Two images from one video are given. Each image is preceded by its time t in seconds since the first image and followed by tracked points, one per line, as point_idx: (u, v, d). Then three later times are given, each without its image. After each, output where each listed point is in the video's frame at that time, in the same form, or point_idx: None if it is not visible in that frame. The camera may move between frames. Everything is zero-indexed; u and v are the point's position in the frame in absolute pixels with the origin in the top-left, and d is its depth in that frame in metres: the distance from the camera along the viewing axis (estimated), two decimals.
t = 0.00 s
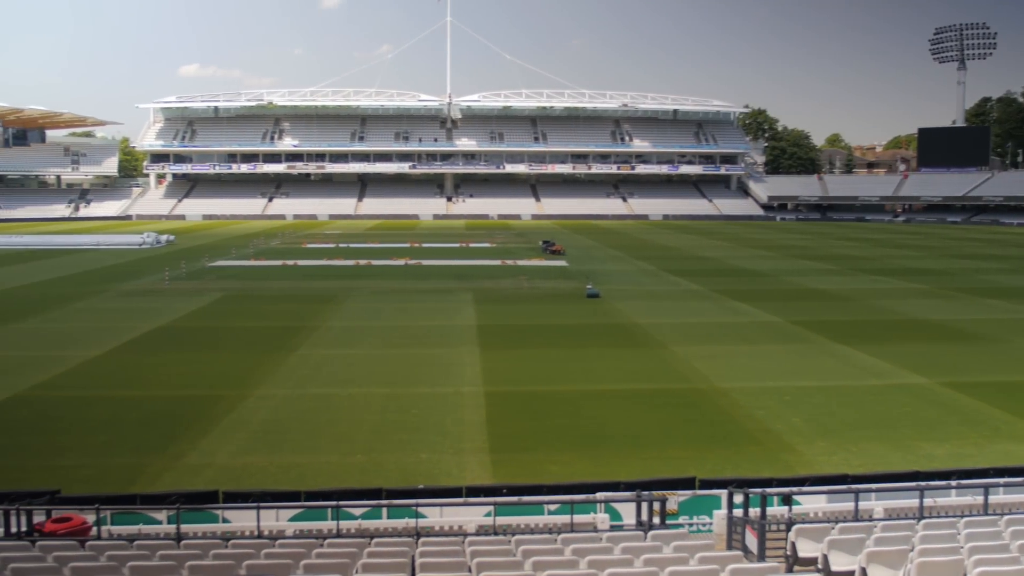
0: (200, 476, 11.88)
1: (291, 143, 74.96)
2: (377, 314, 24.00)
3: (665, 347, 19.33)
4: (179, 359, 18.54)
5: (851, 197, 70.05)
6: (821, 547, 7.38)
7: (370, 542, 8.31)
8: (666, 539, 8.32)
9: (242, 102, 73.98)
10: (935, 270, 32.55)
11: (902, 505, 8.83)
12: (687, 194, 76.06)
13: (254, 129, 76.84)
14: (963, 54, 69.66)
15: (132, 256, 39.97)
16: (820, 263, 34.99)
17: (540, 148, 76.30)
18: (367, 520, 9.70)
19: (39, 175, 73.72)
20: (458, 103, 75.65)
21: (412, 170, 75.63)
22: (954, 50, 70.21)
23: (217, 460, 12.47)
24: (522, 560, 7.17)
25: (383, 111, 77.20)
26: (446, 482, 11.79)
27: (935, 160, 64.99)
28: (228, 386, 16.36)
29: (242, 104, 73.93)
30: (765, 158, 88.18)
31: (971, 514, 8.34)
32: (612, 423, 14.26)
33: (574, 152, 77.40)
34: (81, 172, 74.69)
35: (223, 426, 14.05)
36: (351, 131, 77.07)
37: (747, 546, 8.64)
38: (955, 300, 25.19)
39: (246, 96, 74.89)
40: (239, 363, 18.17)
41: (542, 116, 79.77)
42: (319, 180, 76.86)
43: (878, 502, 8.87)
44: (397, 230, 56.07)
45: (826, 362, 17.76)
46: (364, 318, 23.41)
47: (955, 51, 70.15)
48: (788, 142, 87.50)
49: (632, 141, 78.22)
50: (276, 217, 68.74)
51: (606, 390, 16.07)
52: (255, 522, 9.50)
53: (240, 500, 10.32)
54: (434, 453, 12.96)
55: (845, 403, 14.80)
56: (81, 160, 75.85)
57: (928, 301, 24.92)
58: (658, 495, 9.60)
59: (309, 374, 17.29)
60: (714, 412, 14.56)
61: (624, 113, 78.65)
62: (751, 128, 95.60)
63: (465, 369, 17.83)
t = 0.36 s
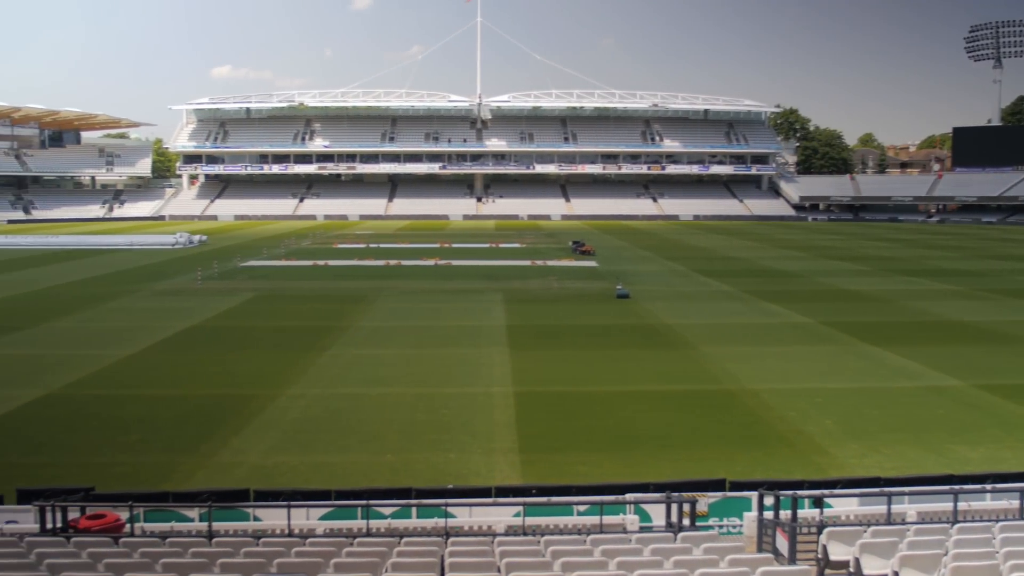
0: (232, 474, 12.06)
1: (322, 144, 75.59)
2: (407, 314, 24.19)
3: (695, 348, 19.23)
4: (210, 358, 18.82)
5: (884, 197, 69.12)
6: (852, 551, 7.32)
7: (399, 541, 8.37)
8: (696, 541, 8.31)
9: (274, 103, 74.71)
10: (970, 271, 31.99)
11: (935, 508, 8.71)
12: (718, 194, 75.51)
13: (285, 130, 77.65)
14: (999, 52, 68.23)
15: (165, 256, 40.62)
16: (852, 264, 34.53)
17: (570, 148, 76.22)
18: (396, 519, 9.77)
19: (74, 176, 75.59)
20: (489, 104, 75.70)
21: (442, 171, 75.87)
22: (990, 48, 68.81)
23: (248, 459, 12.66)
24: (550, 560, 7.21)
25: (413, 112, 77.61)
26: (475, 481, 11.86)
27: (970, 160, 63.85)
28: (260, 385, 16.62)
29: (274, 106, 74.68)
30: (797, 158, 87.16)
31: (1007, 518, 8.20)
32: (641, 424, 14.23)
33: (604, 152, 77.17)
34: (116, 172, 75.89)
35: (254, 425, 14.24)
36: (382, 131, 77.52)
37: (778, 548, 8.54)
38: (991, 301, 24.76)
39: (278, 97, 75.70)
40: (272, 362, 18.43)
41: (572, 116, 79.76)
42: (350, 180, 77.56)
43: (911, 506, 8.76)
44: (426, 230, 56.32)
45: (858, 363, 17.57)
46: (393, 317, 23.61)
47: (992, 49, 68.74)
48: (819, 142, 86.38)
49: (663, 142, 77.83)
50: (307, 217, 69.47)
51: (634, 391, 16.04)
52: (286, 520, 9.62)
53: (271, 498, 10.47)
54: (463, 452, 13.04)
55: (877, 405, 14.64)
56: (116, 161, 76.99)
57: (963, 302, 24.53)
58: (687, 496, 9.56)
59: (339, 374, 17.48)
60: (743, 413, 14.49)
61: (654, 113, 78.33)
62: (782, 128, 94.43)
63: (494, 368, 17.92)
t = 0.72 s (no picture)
0: (269, 473, 12.27)
1: (358, 145, 76.34)
2: (442, 314, 24.36)
3: (730, 349, 19.09)
4: (247, 357, 19.14)
5: (923, 197, 67.93)
6: (890, 556, 7.22)
7: (434, 540, 8.46)
8: (732, 544, 8.27)
9: (310, 105, 75.60)
10: (1014, 272, 31.24)
11: (976, 514, 8.55)
12: (754, 195, 74.78)
13: (322, 131, 78.53)
14: None
15: (204, 256, 41.31)
16: (891, 265, 33.93)
17: (605, 148, 76.08)
18: (431, 519, 9.86)
19: (114, 177, 76.80)
20: (524, 104, 75.77)
21: (477, 172, 76.09)
22: None
23: (284, 458, 12.86)
24: (585, 561, 7.24)
25: (448, 113, 77.96)
26: (508, 482, 11.92)
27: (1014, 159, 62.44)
28: (297, 384, 16.87)
29: (311, 107, 75.47)
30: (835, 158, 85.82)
31: None
32: (675, 426, 14.17)
33: (640, 152, 76.80)
34: (155, 173, 77.13)
35: (290, 424, 14.46)
36: (417, 132, 78.05)
37: (814, 551, 8.47)
38: None
39: (314, 99, 76.56)
40: (308, 361, 18.69)
41: (608, 117, 79.53)
42: (386, 181, 78.19)
43: (951, 510, 8.63)
44: (461, 231, 56.61)
45: (897, 365, 17.28)
46: (429, 317, 23.78)
47: None
48: (858, 142, 84.94)
49: (699, 142, 77.23)
50: (343, 218, 70.16)
51: (668, 392, 15.97)
52: (321, 519, 9.76)
53: (307, 497, 10.63)
54: (497, 453, 13.12)
55: (916, 408, 14.41)
56: (155, 163, 78.13)
57: (1006, 304, 23.99)
58: (723, 499, 9.53)
59: (374, 373, 17.68)
60: (779, 415, 14.36)
61: (690, 113, 77.78)
62: (820, 127, 93.02)
63: (528, 369, 17.99)
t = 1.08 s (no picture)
0: (309, 471, 12.47)
1: (398, 146, 77.02)
2: (481, 314, 24.51)
3: (771, 351, 18.90)
4: (288, 357, 19.47)
5: (970, 197, 66.55)
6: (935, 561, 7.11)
7: (472, 540, 8.55)
8: (773, 547, 8.23)
9: (351, 106, 76.46)
10: None
11: None
12: (795, 195, 73.82)
13: (362, 132, 79.34)
14: None
15: (245, 256, 42.06)
16: (936, 266, 33.30)
17: (645, 149, 75.66)
18: (470, 519, 9.96)
19: (158, 178, 78.77)
20: (563, 105, 75.56)
21: (516, 172, 76.19)
22: None
23: (325, 457, 13.06)
24: (624, 563, 7.26)
25: (488, 114, 78.20)
26: (546, 483, 11.97)
27: None
28: (338, 384, 17.12)
29: (352, 108, 76.25)
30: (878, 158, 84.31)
31: None
32: (715, 427, 14.09)
33: (680, 152, 76.24)
34: (198, 174, 79.75)
35: (330, 423, 14.69)
36: (457, 133, 78.43)
37: (857, 556, 8.38)
38: None
39: (355, 100, 77.43)
40: (349, 361, 18.96)
41: (648, 117, 79.06)
42: (425, 181, 78.74)
43: (998, 516, 8.45)
44: (500, 231, 56.83)
45: (943, 368, 16.94)
46: (469, 318, 23.95)
47: None
48: (902, 141, 83.33)
49: (739, 142, 76.36)
50: (383, 218, 70.88)
51: (708, 394, 15.87)
52: (361, 517, 9.91)
53: (346, 496, 10.80)
54: (535, 453, 13.17)
55: (963, 411, 14.12)
56: (197, 164, 80.81)
57: None
58: (763, 502, 9.48)
59: (414, 373, 17.86)
60: (821, 418, 14.19)
61: (730, 113, 76.94)
62: (862, 127, 91.45)
63: (567, 369, 18.04)
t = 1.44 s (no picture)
0: (351, 470, 12.69)
1: (441, 146, 77.52)
2: (522, 314, 24.63)
3: (815, 352, 18.69)
4: (332, 356, 19.78)
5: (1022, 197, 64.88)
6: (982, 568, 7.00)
7: (513, 540, 8.64)
8: (816, 551, 8.18)
9: (394, 107, 77.16)
10: None
11: None
12: (841, 195, 72.60)
13: (405, 132, 80.01)
14: None
15: (288, 256, 42.76)
16: (985, 268, 32.53)
17: (687, 149, 75.03)
18: (510, 519, 10.07)
19: (203, 179, 80.66)
20: (606, 105, 75.30)
21: (558, 173, 76.08)
22: None
23: (367, 456, 13.26)
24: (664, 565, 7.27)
25: (530, 114, 78.30)
26: (587, 484, 12.01)
27: None
28: (381, 383, 17.36)
29: (395, 109, 76.95)
30: (925, 158, 82.48)
31: None
32: (757, 430, 13.98)
33: (723, 152, 75.47)
34: (243, 175, 81.69)
35: (373, 422, 14.91)
36: (499, 134, 78.64)
37: (903, 561, 8.28)
38: None
39: (398, 101, 78.15)
40: (392, 360, 19.22)
41: (690, 117, 78.39)
42: (467, 182, 79.11)
43: None
44: (541, 231, 56.90)
45: (994, 371, 16.57)
46: (510, 318, 24.09)
47: None
48: (950, 140, 81.43)
49: (783, 141, 75.29)
50: (425, 219, 71.46)
51: (750, 396, 15.75)
52: (403, 517, 10.07)
53: (388, 494, 10.97)
54: (577, 454, 13.22)
55: (1013, 415, 13.81)
56: (242, 164, 82.58)
57: None
58: (807, 506, 9.43)
59: (455, 373, 18.04)
60: (866, 421, 13.99)
61: (774, 112, 75.91)
62: (909, 126, 89.59)
63: (609, 370, 18.05)
